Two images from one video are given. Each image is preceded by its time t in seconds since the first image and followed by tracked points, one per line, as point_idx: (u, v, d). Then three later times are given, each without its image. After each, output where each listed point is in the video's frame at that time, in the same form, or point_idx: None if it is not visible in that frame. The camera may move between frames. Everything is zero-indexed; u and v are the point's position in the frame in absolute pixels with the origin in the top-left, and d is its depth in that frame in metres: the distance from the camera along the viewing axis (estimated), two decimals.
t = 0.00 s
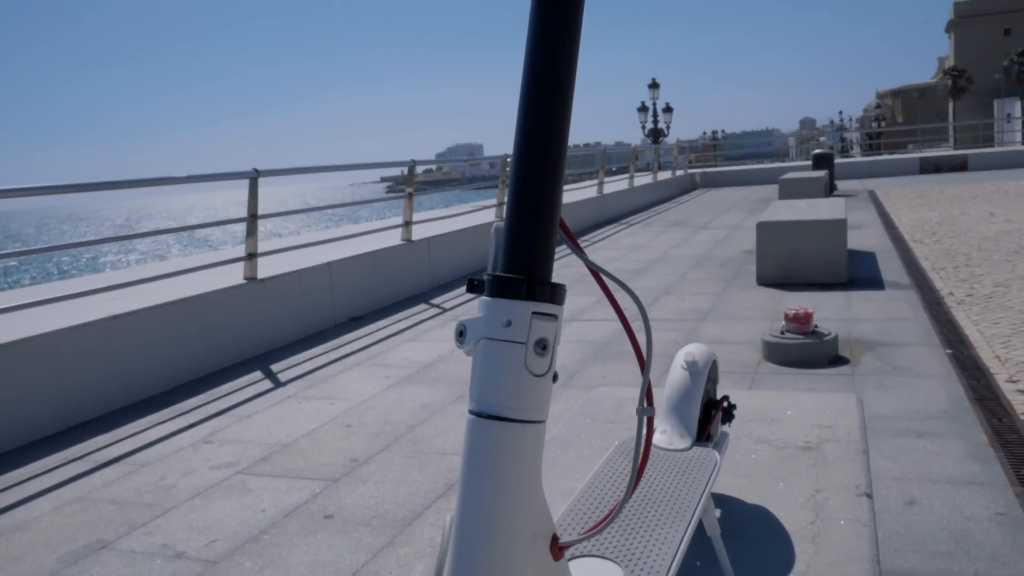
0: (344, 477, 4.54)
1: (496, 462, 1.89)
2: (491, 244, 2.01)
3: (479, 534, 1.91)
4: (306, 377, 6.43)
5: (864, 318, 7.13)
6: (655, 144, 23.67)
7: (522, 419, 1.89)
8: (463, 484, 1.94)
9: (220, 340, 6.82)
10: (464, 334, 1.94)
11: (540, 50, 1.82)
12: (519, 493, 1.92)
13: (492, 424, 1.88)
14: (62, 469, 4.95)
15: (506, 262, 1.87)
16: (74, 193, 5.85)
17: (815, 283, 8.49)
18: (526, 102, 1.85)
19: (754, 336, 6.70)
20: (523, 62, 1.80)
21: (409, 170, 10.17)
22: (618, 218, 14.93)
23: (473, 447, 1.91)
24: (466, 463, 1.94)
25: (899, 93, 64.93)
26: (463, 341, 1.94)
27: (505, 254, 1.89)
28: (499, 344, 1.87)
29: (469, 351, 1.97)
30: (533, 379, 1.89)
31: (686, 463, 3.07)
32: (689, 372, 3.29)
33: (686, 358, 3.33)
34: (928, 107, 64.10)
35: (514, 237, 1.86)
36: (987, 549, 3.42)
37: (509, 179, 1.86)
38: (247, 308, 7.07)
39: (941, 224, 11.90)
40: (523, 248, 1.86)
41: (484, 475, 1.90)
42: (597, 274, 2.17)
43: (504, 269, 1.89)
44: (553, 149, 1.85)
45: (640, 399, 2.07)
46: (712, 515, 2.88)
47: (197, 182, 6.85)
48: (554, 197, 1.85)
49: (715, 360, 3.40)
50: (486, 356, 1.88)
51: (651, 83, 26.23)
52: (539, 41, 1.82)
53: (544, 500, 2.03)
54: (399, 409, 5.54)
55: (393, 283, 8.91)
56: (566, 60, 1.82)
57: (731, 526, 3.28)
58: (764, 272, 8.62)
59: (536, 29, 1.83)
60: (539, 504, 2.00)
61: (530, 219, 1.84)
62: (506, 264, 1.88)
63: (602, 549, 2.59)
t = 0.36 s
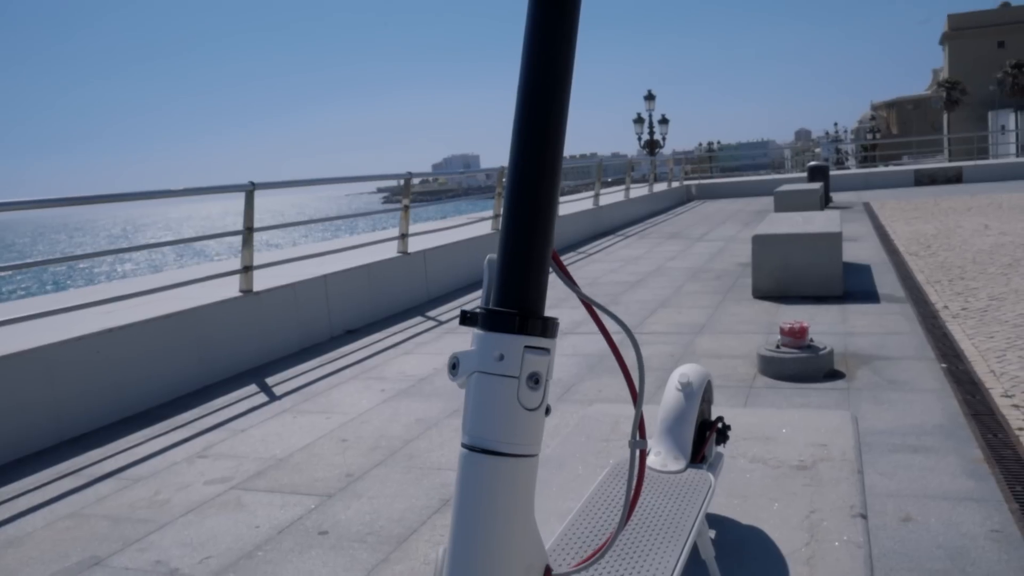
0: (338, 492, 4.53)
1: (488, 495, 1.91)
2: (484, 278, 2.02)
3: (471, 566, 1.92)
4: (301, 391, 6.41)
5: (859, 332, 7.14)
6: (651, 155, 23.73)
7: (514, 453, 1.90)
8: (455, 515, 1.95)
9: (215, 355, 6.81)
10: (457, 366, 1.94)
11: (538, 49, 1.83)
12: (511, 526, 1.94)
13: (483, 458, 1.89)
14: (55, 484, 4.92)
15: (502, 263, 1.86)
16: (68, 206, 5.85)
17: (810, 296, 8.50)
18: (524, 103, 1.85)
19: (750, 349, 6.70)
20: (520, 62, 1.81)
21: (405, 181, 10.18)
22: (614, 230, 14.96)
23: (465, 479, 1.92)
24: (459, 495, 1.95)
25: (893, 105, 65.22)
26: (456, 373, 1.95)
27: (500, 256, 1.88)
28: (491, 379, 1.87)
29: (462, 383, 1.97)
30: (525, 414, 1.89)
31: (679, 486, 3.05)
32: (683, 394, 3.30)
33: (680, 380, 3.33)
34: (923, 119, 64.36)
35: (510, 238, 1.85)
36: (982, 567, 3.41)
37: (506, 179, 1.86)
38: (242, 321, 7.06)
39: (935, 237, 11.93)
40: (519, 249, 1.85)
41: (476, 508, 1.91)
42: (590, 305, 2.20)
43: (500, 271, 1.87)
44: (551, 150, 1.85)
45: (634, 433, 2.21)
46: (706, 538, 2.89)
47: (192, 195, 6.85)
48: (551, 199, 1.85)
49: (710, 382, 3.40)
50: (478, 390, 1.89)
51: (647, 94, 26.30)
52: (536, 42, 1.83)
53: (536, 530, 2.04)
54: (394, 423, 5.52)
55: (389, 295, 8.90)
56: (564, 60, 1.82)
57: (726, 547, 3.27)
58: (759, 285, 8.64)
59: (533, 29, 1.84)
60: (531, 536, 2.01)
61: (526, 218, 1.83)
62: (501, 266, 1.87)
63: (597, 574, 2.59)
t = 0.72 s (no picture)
0: (336, 514, 4.51)
1: (485, 537, 1.90)
2: (481, 318, 2.03)
3: None
4: (298, 410, 6.40)
5: (856, 349, 7.14)
6: (648, 172, 23.80)
7: (510, 496, 1.90)
8: (451, 559, 1.94)
9: (211, 374, 6.79)
10: (454, 409, 1.95)
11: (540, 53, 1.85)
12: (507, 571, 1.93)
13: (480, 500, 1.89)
14: (51, 505, 4.90)
15: (503, 269, 1.85)
16: (65, 225, 5.85)
17: (808, 314, 8.51)
18: (524, 109, 1.87)
19: (747, 368, 6.71)
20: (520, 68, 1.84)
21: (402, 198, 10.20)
22: (611, 246, 14.97)
23: (461, 523, 1.91)
24: (456, 538, 1.94)
25: (889, 120, 65.55)
26: (453, 415, 1.95)
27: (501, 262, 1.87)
28: (488, 422, 1.88)
29: (458, 426, 1.97)
30: (521, 458, 1.90)
31: (678, 517, 3.04)
32: (680, 422, 3.29)
33: (677, 408, 3.33)
34: (918, 134, 64.64)
35: (510, 243, 1.85)
36: None
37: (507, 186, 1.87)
38: (239, 340, 7.05)
39: (932, 254, 11.96)
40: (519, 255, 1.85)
41: (473, 551, 1.90)
42: (587, 346, 2.21)
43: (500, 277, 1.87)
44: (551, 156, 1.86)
45: (630, 475, 2.26)
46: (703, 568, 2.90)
47: (190, 214, 6.86)
48: (551, 206, 1.86)
49: (706, 408, 3.39)
50: (475, 433, 1.89)
51: (644, 111, 26.40)
52: (536, 48, 1.85)
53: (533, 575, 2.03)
54: (392, 443, 5.51)
55: (386, 314, 8.90)
56: (565, 66, 1.85)
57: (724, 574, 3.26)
58: (756, 303, 8.65)
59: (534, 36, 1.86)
60: None
61: (527, 222, 1.84)
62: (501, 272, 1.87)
63: None
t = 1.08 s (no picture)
0: (335, 532, 4.49)
1: None
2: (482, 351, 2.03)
3: None
4: (297, 426, 6.38)
5: (856, 364, 7.14)
6: (647, 186, 23.86)
7: (512, 534, 1.89)
8: None
9: (210, 390, 6.77)
10: (454, 446, 1.95)
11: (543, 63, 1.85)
12: None
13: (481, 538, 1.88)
14: (49, 524, 4.87)
15: (506, 277, 1.85)
16: (64, 242, 5.85)
17: (807, 328, 8.50)
18: (527, 118, 1.87)
19: (747, 383, 6.70)
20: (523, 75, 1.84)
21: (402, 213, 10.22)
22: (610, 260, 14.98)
23: (462, 561, 1.91)
24: None
25: (887, 133, 65.76)
26: (454, 451, 1.95)
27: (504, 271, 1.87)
28: (489, 459, 1.88)
29: (460, 462, 1.97)
30: (523, 495, 1.89)
31: (679, 543, 3.04)
32: (681, 445, 3.28)
33: (678, 431, 3.32)
34: (916, 147, 64.81)
35: (513, 252, 1.84)
36: None
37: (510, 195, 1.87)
38: (238, 356, 7.04)
39: (931, 267, 11.97)
40: (523, 264, 1.84)
41: None
42: (588, 382, 2.19)
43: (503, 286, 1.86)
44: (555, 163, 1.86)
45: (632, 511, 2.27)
46: None
47: (189, 231, 6.87)
48: (554, 213, 1.85)
49: (707, 431, 3.38)
50: (476, 470, 1.89)
51: (642, 126, 26.49)
52: (540, 55, 1.86)
53: None
54: (391, 460, 5.49)
55: (385, 329, 8.90)
56: (568, 71, 1.84)
57: None
58: (756, 317, 8.65)
59: (536, 45, 1.87)
60: None
61: (529, 230, 1.83)
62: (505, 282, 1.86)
63: None
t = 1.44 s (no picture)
0: (334, 550, 4.48)
1: None
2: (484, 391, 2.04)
3: None
4: (296, 443, 6.37)
5: (856, 379, 7.13)
6: (646, 198, 23.93)
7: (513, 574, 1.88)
8: None
9: (210, 405, 6.76)
10: (456, 482, 1.96)
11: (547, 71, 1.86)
12: None
13: None
14: (47, 542, 4.86)
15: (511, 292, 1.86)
16: (62, 259, 5.85)
17: (807, 342, 8.50)
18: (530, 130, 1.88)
19: (747, 398, 6.69)
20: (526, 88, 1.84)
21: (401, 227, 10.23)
22: (610, 273, 14.99)
23: None
24: None
25: (885, 145, 65.98)
26: (455, 488, 1.96)
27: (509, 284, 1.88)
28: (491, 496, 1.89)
29: (461, 499, 1.98)
30: (524, 534, 1.89)
31: (681, 568, 3.00)
32: (682, 469, 3.28)
33: (679, 455, 3.32)
34: (915, 159, 65.03)
35: (518, 264, 1.85)
36: None
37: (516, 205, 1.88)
38: (237, 371, 7.03)
39: (930, 280, 11.99)
40: (527, 277, 1.85)
41: None
42: (591, 420, 2.21)
43: (509, 299, 1.87)
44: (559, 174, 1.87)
45: (635, 550, 2.48)
46: None
47: (189, 246, 6.87)
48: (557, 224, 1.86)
49: (708, 455, 3.37)
50: (479, 507, 1.90)
51: (641, 139, 26.59)
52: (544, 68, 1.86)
53: None
54: (391, 477, 5.48)
55: (384, 345, 8.90)
56: (572, 78, 1.85)
57: None
58: (755, 332, 8.65)
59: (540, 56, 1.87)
60: None
61: (534, 240, 1.84)
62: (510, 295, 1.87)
63: None
